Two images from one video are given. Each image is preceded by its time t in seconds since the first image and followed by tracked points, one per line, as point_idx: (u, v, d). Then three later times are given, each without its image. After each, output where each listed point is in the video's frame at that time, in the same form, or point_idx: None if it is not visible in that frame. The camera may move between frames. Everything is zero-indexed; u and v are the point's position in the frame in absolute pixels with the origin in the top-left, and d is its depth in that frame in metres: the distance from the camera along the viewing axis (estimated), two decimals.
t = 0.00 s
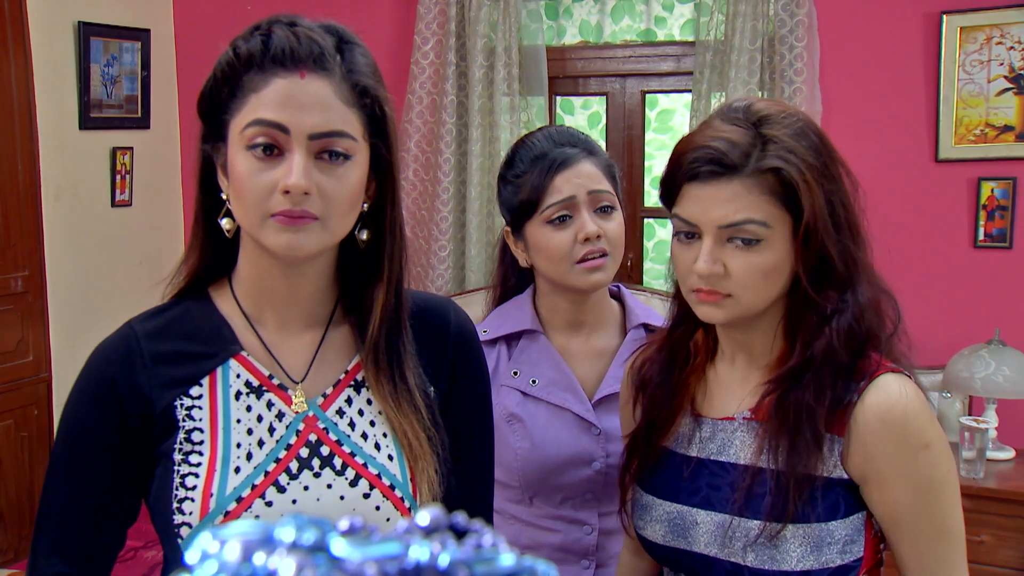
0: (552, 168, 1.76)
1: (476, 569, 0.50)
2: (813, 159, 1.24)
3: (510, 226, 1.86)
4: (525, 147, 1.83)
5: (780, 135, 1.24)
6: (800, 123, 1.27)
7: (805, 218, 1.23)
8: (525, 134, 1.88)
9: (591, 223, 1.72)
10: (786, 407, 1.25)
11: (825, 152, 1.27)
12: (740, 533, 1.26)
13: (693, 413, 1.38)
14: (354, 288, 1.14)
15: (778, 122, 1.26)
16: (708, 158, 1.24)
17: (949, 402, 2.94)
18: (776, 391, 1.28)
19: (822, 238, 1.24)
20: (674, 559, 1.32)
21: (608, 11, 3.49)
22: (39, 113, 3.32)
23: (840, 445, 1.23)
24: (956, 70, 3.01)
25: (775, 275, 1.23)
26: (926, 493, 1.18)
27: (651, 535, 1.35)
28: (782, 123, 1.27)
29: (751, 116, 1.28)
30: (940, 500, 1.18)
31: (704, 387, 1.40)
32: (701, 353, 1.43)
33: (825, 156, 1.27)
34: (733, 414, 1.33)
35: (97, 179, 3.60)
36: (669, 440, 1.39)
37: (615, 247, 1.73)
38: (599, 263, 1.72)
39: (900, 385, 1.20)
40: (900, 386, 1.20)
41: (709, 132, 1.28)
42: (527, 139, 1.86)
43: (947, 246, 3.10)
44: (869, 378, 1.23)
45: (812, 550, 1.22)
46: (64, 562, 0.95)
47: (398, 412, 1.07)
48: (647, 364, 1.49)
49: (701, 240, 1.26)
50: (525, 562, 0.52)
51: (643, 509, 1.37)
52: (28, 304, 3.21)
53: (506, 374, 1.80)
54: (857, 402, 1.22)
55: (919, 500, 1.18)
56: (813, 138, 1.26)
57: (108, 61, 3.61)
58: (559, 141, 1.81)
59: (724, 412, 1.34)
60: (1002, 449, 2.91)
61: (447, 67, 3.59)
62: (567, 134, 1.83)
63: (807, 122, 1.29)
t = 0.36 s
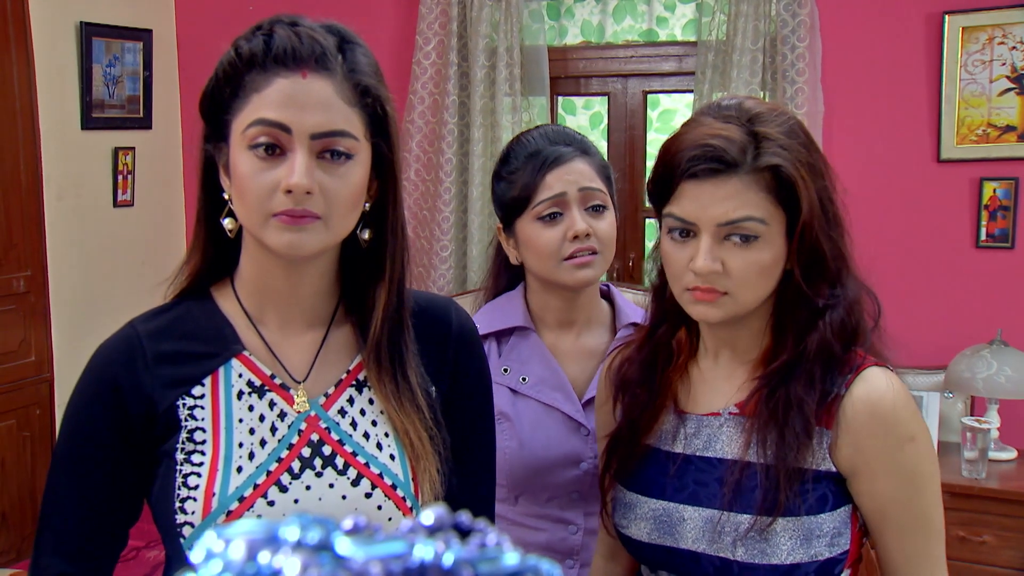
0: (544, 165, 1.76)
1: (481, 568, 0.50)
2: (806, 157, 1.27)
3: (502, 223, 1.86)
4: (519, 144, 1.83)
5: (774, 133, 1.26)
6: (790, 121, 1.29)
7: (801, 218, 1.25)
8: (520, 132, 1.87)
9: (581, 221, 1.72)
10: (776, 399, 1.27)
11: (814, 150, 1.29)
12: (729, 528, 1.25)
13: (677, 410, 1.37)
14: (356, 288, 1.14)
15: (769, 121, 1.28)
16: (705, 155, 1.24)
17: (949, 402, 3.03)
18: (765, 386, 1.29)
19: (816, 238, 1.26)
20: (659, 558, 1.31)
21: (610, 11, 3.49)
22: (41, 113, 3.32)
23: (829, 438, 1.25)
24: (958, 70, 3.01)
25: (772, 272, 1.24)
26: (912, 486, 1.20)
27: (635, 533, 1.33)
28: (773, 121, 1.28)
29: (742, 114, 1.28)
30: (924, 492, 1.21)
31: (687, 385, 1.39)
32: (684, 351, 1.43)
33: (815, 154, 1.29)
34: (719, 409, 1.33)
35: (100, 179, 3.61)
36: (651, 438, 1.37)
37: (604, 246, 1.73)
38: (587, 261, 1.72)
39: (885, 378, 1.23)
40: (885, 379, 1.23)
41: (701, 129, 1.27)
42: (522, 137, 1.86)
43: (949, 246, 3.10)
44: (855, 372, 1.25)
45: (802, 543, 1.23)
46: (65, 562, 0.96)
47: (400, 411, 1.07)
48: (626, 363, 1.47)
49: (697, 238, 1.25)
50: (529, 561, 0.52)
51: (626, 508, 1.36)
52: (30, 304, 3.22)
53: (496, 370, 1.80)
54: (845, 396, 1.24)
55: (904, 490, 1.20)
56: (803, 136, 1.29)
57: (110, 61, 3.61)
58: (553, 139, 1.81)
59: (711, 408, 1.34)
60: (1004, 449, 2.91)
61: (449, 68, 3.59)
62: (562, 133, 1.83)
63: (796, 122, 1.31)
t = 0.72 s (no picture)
0: (530, 165, 1.76)
1: (487, 567, 0.50)
2: (788, 157, 1.28)
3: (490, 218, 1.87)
4: (512, 141, 1.83)
5: (755, 133, 1.27)
6: (770, 122, 1.30)
7: (784, 219, 1.27)
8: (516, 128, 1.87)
9: (562, 224, 1.72)
10: (762, 400, 1.29)
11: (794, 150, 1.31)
12: (719, 532, 1.25)
13: (659, 416, 1.37)
14: (360, 287, 1.14)
15: (750, 122, 1.29)
16: (689, 155, 1.24)
17: (953, 402, 3.02)
18: (748, 389, 1.31)
19: (798, 239, 1.29)
20: (647, 566, 1.30)
21: (613, 11, 3.49)
22: (45, 113, 3.33)
23: (814, 440, 1.27)
24: (962, 70, 3.01)
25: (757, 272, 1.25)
26: (892, 484, 1.23)
27: (622, 542, 1.32)
28: (754, 122, 1.29)
29: (722, 116, 1.29)
30: (904, 490, 1.24)
31: (668, 391, 1.39)
32: (664, 356, 1.43)
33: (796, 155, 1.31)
34: (702, 415, 1.33)
35: (103, 179, 3.61)
36: (633, 445, 1.37)
37: (583, 251, 1.73)
38: (565, 264, 1.72)
39: (866, 377, 1.26)
40: (866, 379, 1.26)
41: (683, 129, 1.28)
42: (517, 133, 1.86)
43: (952, 246, 3.10)
44: (837, 372, 1.28)
45: (791, 545, 1.24)
46: (71, 560, 0.96)
47: (404, 410, 1.07)
48: (604, 371, 1.46)
49: (682, 238, 1.25)
50: (535, 561, 0.52)
51: (611, 516, 1.35)
52: (34, 304, 3.22)
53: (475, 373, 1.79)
54: (829, 397, 1.26)
55: (886, 489, 1.23)
56: (783, 137, 1.30)
57: (113, 61, 3.62)
58: (546, 139, 1.81)
59: (694, 413, 1.34)
60: (1008, 450, 2.90)
61: (452, 68, 3.59)
62: (557, 133, 1.82)
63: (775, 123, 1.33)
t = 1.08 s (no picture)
0: (516, 163, 1.78)
1: (493, 567, 0.51)
2: (767, 159, 1.29)
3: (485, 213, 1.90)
4: (510, 140, 1.86)
5: (733, 135, 1.28)
6: (747, 125, 1.31)
7: (765, 220, 1.28)
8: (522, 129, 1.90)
9: (535, 225, 1.72)
10: (747, 401, 1.29)
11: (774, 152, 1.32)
12: (709, 534, 1.25)
13: (644, 419, 1.36)
14: (364, 286, 1.15)
15: (728, 124, 1.30)
16: (668, 158, 1.24)
17: (955, 402, 3.02)
18: (733, 388, 1.32)
19: (779, 240, 1.29)
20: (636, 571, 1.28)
21: (616, 11, 3.49)
22: (48, 113, 3.34)
23: (800, 439, 1.29)
24: (965, 70, 3.01)
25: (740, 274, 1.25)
26: (875, 480, 1.26)
27: (610, 546, 1.30)
28: (732, 125, 1.30)
29: (699, 119, 1.30)
30: (886, 486, 1.27)
31: (652, 392, 1.39)
32: (648, 357, 1.41)
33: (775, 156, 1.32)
34: (688, 416, 1.33)
35: (107, 179, 3.62)
36: (618, 448, 1.36)
37: (553, 255, 1.72)
38: (533, 266, 1.72)
39: (850, 376, 1.29)
40: (850, 377, 1.29)
41: (662, 132, 1.28)
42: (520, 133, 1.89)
43: (955, 246, 3.10)
44: (821, 372, 1.31)
45: (781, 544, 1.25)
46: (76, 559, 0.96)
47: (407, 409, 1.07)
48: (589, 371, 1.44)
49: (664, 241, 1.25)
50: (541, 561, 0.52)
51: (599, 520, 1.33)
52: (37, 304, 3.22)
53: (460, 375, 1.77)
54: (814, 396, 1.29)
55: (870, 486, 1.26)
56: (761, 139, 1.31)
57: (116, 61, 3.62)
58: (540, 141, 1.82)
59: (679, 416, 1.34)
60: (1010, 450, 2.90)
61: (454, 68, 3.59)
62: (555, 136, 1.84)
63: (754, 125, 1.34)
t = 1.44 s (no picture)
0: (518, 161, 1.78)
1: (504, 566, 0.50)
2: (767, 162, 1.29)
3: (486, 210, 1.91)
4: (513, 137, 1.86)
5: (733, 138, 1.27)
6: (747, 126, 1.31)
7: (765, 223, 1.27)
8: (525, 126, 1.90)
9: (535, 223, 1.72)
10: (746, 400, 1.29)
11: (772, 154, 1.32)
12: (710, 529, 1.25)
13: (642, 415, 1.36)
14: (371, 286, 1.15)
15: (728, 127, 1.29)
16: (668, 162, 1.24)
17: (960, 403, 3.01)
18: (731, 386, 1.32)
19: (779, 243, 1.29)
20: (636, 567, 1.28)
21: (620, 11, 3.49)
22: (54, 114, 3.34)
23: (801, 434, 1.28)
24: (970, 70, 3.01)
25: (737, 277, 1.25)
26: (874, 476, 1.26)
27: (610, 542, 1.30)
28: (731, 127, 1.30)
29: (699, 122, 1.30)
30: (884, 481, 1.27)
31: (649, 389, 1.38)
32: (646, 354, 1.41)
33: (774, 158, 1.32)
34: (687, 412, 1.33)
35: (111, 179, 3.62)
36: (617, 444, 1.35)
37: (553, 254, 1.72)
38: (532, 265, 1.72)
39: (849, 371, 1.29)
40: (849, 373, 1.29)
41: (661, 135, 1.28)
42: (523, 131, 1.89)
43: (960, 247, 3.09)
44: (820, 368, 1.31)
45: (781, 539, 1.25)
46: (83, 557, 0.96)
47: (415, 408, 1.07)
48: (587, 367, 1.44)
49: (663, 246, 1.24)
50: (552, 560, 0.52)
51: (597, 517, 1.33)
52: (42, 304, 3.23)
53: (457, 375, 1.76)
54: (814, 392, 1.29)
55: (869, 482, 1.26)
56: (761, 141, 1.31)
57: (121, 61, 3.62)
58: (543, 139, 1.82)
59: (679, 411, 1.34)
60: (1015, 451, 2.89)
61: (459, 68, 3.60)
62: (557, 134, 1.83)
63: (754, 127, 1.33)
